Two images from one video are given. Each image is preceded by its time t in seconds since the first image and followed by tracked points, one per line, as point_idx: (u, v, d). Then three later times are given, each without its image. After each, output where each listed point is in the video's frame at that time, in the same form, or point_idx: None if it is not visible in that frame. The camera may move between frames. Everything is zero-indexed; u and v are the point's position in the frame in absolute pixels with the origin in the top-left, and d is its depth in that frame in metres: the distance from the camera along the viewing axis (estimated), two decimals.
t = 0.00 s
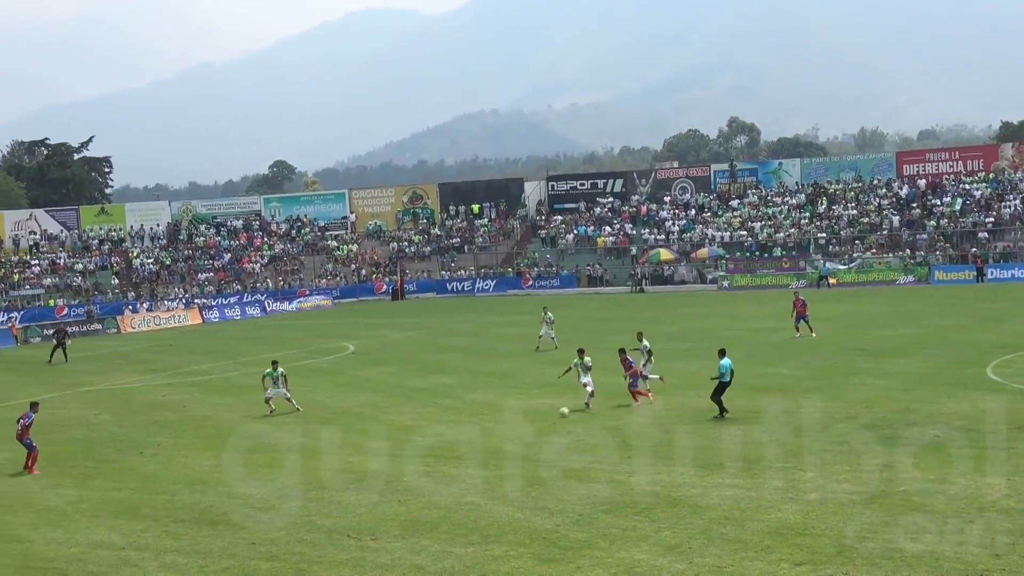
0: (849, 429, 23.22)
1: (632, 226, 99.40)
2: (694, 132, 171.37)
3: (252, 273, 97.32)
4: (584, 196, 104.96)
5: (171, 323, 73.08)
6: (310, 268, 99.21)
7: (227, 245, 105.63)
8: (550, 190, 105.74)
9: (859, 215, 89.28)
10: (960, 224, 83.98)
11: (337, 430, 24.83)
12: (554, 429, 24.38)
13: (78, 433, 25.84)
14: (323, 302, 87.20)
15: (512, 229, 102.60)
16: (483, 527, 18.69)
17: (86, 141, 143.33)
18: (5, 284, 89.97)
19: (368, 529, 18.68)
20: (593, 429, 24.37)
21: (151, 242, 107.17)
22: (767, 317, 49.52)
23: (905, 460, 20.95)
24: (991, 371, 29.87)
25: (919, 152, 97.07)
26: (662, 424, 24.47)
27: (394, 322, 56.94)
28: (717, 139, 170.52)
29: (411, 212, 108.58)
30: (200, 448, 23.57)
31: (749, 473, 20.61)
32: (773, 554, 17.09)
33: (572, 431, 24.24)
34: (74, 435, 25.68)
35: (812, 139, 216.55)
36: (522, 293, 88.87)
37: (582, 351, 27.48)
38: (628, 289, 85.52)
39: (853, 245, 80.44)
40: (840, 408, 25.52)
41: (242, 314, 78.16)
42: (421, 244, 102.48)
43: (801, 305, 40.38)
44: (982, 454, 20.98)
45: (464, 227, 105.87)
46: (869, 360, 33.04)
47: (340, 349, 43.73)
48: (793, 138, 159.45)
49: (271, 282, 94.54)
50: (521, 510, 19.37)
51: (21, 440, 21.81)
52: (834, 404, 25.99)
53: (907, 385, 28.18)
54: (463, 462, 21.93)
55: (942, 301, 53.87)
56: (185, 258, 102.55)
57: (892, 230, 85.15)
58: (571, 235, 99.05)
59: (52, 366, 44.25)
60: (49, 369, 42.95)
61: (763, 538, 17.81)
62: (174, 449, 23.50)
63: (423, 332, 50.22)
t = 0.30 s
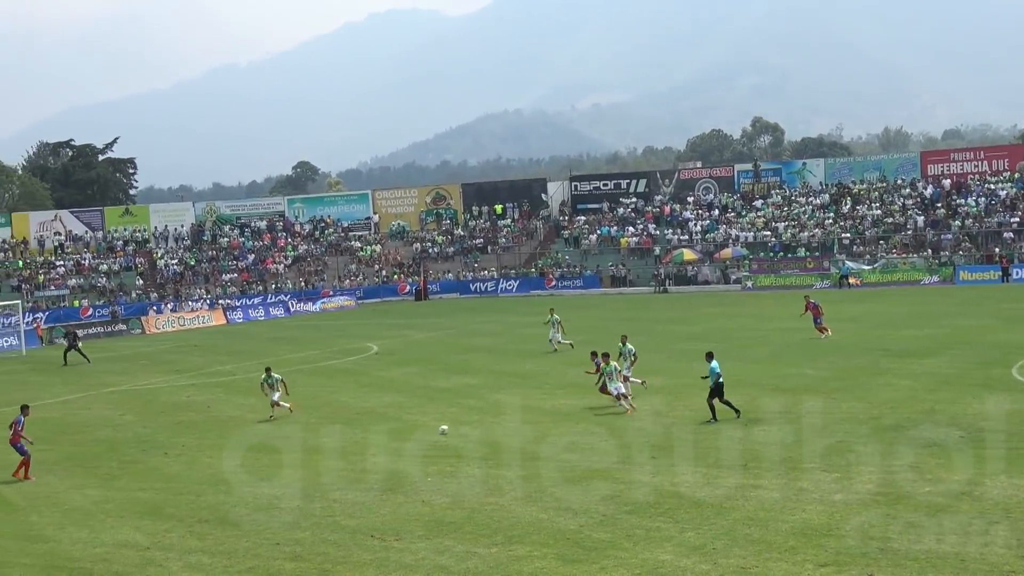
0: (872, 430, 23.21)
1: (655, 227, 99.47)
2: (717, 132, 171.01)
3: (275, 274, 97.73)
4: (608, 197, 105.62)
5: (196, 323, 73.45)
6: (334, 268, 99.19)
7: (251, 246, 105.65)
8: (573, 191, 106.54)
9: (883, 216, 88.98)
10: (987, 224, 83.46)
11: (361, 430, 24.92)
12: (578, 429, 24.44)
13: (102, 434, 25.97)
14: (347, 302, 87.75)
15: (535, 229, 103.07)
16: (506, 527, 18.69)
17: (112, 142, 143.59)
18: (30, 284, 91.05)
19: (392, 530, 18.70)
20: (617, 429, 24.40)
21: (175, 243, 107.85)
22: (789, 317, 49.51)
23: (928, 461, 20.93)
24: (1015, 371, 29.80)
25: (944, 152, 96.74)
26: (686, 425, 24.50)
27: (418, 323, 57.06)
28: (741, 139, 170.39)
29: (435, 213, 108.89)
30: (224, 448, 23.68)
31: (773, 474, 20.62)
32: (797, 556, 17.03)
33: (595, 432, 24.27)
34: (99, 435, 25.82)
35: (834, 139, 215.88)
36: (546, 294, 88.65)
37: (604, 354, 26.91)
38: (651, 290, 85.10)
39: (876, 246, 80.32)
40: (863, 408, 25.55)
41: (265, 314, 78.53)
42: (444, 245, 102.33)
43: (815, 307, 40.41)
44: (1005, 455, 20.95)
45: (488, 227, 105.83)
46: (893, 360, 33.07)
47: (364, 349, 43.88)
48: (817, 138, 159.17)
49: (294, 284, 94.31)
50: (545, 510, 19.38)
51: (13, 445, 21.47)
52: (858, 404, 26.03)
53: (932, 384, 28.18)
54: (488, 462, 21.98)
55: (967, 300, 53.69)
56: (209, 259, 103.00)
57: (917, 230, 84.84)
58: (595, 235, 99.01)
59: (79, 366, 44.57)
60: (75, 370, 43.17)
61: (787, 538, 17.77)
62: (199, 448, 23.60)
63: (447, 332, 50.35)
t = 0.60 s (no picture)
0: (936, 432, 23.08)
1: (716, 226, 98.96)
2: (778, 133, 171.68)
3: (338, 274, 96.51)
4: (668, 196, 104.97)
5: (261, 322, 75.13)
6: (395, 269, 98.98)
7: (312, 245, 104.67)
8: (634, 189, 105.97)
9: (948, 215, 88.27)
10: None
11: (424, 428, 25.15)
12: (640, 430, 24.56)
13: (171, 431, 26.44)
14: (409, 301, 88.42)
15: (597, 228, 103.41)
16: (569, 527, 18.77)
17: (174, 141, 144.08)
18: (95, 282, 90.08)
19: (455, 528, 18.81)
20: (681, 429, 24.48)
21: (239, 243, 105.90)
22: (846, 318, 49.23)
23: (993, 463, 20.75)
24: None
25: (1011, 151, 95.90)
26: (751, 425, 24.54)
27: (475, 322, 57.46)
28: (802, 138, 170.33)
29: (495, 212, 108.36)
30: (289, 445, 23.99)
31: (836, 475, 20.60)
32: (862, 558, 16.97)
33: (659, 432, 24.34)
34: (168, 432, 26.28)
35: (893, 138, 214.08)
36: (607, 293, 89.39)
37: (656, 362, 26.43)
38: (713, 289, 85.74)
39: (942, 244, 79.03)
40: (926, 408, 25.43)
41: (329, 313, 80.04)
42: (505, 244, 103.14)
43: (860, 308, 40.27)
44: None
45: (548, 225, 105.95)
46: (957, 361, 32.86)
47: (424, 348, 44.29)
48: (879, 137, 157.54)
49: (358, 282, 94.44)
50: (607, 510, 19.44)
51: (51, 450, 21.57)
52: (922, 405, 25.91)
53: (997, 386, 27.93)
54: (549, 461, 22.14)
55: None
56: (272, 258, 101.27)
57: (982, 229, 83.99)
58: (656, 234, 98.87)
59: (146, 363, 45.38)
60: (143, 367, 44.00)
61: (852, 541, 17.73)
62: (264, 446, 23.89)
63: (507, 331, 50.72)
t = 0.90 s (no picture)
0: None
1: (812, 222, 98.51)
2: (875, 128, 172.51)
3: (431, 269, 97.68)
4: (764, 192, 104.71)
5: (355, 317, 76.43)
6: (489, 265, 99.96)
7: (406, 241, 105.23)
8: (729, 186, 105.78)
9: None
10: None
11: (518, 426, 25.45)
12: (734, 429, 24.64)
13: (271, 425, 27.13)
14: (501, 298, 89.56)
15: (690, 225, 102.11)
16: (662, 525, 18.71)
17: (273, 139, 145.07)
18: (192, 277, 89.69)
19: (547, 524, 18.84)
20: (776, 428, 24.54)
21: (334, 239, 105.80)
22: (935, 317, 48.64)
23: None
24: None
25: None
26: (849, 425, 24.49)
27: (565, 319, 58.08)
28: (900, 134, 170.30)
29: (588, 208, 108.79)
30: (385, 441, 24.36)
31: (933, 476, 20.38)
32: (961, 560, 16.68)
33: (754, 431, 24.41)
34: (267, 427, 26.96)
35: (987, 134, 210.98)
36: (701, 290, 88.68)
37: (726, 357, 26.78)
38: (808, 286, 85.18)
39: None
40: None
41: (421, 308, 81.48)
42: (599, 241, 102.48)
43: (934, 306, 39.86)
44: None
45: (641, 222, 105.09)
46: None
47: (516, 344, 44.92)
48: (979, 134, 156.51)
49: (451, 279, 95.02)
50: (700, 508, 19.40)
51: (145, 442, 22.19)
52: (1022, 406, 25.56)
53: None
54: (643, 459, 22.25)
55: None
56: (366, 254, 101.67)
57: None
58: (750, 231, 98.44)
59: (244, 358, 46.61)
60: (240, 361, 45.24)
61: (951, 542, 17.45)
62: (359, 443, 24.23)
63: (597, 328, 51.22)
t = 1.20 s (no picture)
0: None
1: (886, 219, 96.90)
2: (950, 124, 171.41)
3: (501, 265, 98.47)
4: (836, 188, 103.37)
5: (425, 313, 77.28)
6: (559, 260, 100.59)
7: (478, 237, 106.43)
8: (801, 182, 104.55)
9: None
10: None
11: (589, 423, 25.69)
12: (804, 427, 24.70)
13: (345, 419, 27.65)
14: (571, 294, 89.21)
15: (762, 221, 101.43)
16: (732, 523, 18.59)
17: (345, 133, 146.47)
18: (266, 272, 91.43)
19: (616, 521, 18.77)
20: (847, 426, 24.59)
21: (406, 234, 107.09)
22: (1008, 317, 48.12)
23: None
24: None
25: None
26: (924, 425, 24.28)
27: (637, 315, 58.44)
28: (977, 130, 169.12)
29: (659, 204, 109.02)
30: (456, 436, 24.63)
31: (1008, 476, 20.18)
32: None
33: (826, 429, 24.38)
34: (341, 421, 27.47)
35: None
36: (772, 287, 88.45)
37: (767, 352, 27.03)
38: (881, 283, 83.96)
39: None
40: None
41: (491, 304, 81.97)
42: (670, 236, 102.68)
43: (980, 307, 40.46)
44: None
45: (713, 218, 104.71)
46: None
47: (587, 341, 45.41)
48: None
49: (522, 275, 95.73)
50: (770, 506, 19.31)
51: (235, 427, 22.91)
52: None
53: None
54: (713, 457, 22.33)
55: None
56: (437, 249, 103.03)
57: None
58: (823, 227, 96.94)
59: (316, 352, 47.46)
60: (312, 356, 46.08)
61: None
62: (432, 439, 24.53)
63: (668, 325, 51.55)
